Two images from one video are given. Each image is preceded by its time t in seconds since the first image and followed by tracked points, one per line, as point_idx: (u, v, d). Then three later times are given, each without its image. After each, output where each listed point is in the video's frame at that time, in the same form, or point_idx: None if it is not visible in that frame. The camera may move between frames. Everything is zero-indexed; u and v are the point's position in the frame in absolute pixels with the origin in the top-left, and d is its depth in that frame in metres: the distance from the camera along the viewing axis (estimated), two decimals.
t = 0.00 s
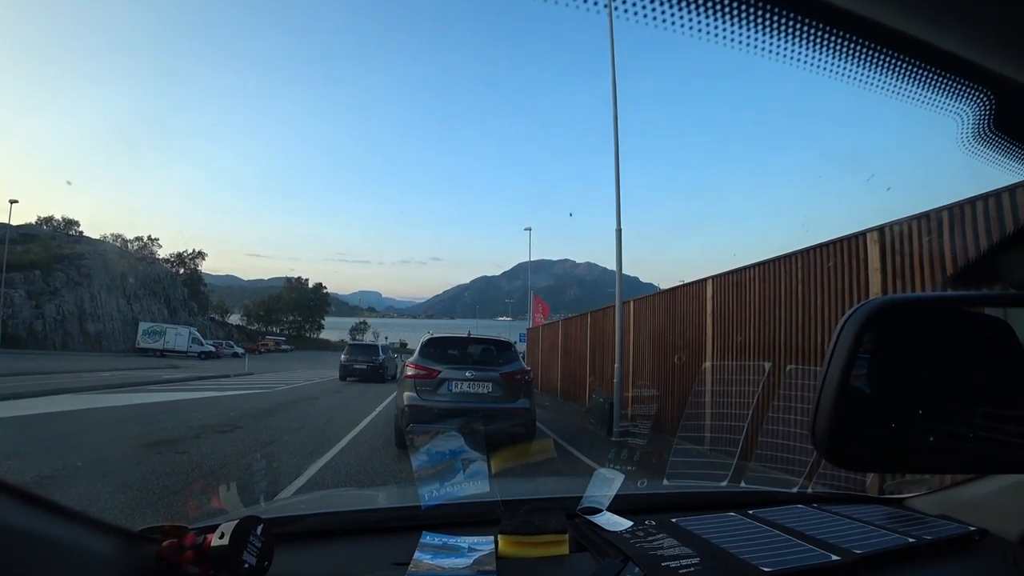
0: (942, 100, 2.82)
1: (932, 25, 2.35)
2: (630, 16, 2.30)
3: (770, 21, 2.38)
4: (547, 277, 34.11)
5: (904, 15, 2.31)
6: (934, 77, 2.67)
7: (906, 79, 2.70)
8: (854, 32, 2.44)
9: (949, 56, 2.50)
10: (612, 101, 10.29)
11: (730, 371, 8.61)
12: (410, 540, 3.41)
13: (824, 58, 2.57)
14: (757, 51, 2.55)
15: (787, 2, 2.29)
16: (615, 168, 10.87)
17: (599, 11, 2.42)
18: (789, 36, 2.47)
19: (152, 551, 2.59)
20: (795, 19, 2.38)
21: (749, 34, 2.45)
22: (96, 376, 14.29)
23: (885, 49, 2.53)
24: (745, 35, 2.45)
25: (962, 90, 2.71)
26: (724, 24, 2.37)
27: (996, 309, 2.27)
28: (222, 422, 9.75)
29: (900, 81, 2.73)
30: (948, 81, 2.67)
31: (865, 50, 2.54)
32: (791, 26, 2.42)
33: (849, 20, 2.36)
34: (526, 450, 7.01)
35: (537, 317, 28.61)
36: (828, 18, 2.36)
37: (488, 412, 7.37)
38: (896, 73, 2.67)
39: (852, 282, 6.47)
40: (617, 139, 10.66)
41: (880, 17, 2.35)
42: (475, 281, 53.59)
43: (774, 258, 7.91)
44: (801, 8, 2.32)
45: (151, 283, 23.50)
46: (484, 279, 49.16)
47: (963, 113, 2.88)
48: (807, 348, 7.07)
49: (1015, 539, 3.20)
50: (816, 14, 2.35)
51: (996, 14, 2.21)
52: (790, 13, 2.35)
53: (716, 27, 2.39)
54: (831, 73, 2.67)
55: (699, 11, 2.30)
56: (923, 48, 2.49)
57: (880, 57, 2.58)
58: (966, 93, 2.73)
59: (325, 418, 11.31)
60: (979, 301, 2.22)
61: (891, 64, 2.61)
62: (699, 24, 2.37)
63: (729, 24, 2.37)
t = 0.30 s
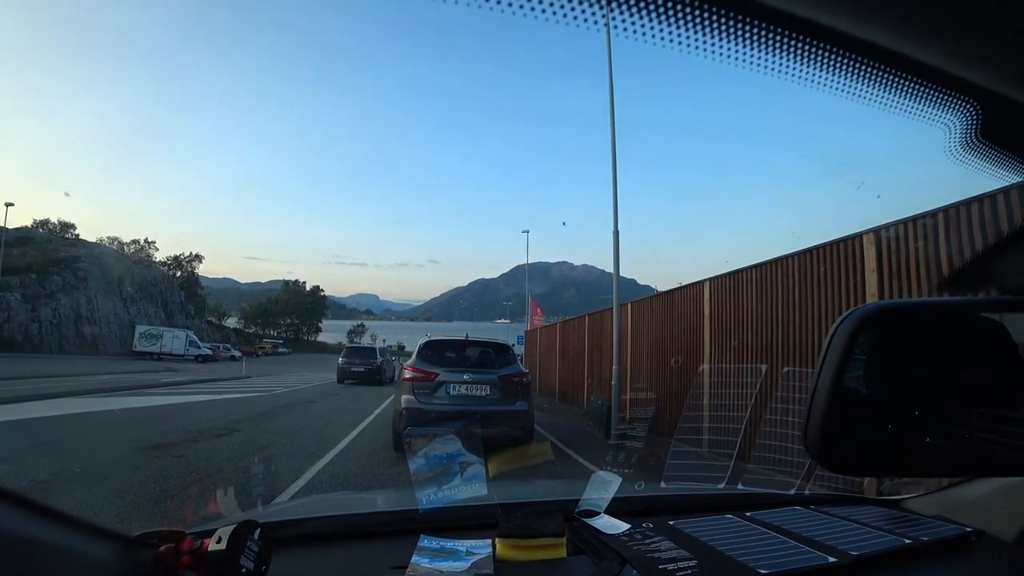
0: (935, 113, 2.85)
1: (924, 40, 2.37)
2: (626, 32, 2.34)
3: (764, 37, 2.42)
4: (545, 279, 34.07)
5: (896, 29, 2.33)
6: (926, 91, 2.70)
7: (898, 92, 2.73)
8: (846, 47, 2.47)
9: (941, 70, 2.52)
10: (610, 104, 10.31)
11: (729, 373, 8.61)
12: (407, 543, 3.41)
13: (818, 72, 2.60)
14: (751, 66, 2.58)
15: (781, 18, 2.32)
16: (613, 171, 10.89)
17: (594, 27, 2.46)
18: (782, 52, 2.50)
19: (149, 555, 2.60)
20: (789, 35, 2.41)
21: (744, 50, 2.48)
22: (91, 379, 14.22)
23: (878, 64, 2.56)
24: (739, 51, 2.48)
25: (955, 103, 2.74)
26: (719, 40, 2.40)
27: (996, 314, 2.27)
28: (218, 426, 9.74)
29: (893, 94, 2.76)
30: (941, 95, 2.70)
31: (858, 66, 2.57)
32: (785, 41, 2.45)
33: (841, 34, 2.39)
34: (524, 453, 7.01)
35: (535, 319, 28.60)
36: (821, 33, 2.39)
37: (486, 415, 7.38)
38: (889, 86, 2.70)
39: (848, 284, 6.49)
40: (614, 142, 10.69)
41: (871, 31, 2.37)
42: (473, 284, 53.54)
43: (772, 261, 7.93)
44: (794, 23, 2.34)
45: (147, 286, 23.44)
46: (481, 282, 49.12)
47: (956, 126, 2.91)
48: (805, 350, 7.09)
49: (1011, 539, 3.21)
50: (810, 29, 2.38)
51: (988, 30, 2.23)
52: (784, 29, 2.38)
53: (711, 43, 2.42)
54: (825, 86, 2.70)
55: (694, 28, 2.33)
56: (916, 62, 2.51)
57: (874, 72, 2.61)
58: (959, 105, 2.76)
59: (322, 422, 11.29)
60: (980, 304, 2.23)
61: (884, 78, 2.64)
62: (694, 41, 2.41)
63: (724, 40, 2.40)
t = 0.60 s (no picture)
0: (934, 109, 2.85)
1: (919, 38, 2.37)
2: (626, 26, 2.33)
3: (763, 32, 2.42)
4: (542, 281, 34.03)
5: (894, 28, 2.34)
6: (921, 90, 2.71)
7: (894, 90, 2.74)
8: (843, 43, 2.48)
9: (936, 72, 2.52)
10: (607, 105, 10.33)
11: (726, 374, 8.61)
12: (402, 544, 3.40)
13: (819, 68, 2.61)
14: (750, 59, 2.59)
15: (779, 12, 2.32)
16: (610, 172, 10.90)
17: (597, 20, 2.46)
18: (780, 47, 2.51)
19: (144, 555, 2.59)
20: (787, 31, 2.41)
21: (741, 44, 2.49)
22: (87, 381, 14.18)
23: (875, 60, 2.57)
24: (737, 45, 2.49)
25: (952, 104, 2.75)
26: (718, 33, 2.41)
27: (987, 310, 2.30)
28: (214, 427, 9.71)
29: (889, 88, 2.77)
30: (939, 91, 2.72)
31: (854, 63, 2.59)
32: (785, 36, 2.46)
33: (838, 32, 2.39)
34: (520, 454, 7.00)
35: (532, 321, 28.56)
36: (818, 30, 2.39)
37: (482, 416, 7.37)
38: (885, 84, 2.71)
39: (845, 285, 6.49)
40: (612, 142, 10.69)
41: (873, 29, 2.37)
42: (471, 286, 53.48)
43: (769, 261, 7.92)
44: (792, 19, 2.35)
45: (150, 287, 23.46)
46: (479, 283, 49.06)
47: (948, 124, 2.92)
48: (801, 351, 7.09)
49: (1007, 539, 3.21)
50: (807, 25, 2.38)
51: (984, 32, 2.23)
52: (783, 23, 2.39)
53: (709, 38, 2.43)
54: (821, 79, 2.72)
55: (694, 21, 2.34)
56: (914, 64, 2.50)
57: (872, 67, 2.62)
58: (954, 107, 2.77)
59: (318, 424, 11.27)
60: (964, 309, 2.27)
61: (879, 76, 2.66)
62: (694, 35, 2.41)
63: (723, 32, 2.41)
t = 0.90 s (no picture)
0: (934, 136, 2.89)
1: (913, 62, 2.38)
2: (621, 47, 2.35)
3: (755, 52, 2.45)
4: (541, 281, 34.04)
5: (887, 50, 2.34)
6: (913, 108, 2.73)
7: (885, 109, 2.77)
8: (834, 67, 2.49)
9: (928, 88, 2.54)
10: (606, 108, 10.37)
11: (722, 376, 8.65)
12: (397, 543, 3.43)
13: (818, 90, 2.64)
14: (742, 78, 2.62)
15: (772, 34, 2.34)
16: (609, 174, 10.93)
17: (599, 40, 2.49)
18: (771, 66, 2.53)
19: (140, 553, 2.62)
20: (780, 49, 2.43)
21: (733, 62, 2.51)
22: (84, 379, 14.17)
23: (868, 82, 2.58)
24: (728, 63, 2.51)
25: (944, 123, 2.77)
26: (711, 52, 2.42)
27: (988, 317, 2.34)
28: (211, 426, 9.73)
29: (891, 114, 2.80)
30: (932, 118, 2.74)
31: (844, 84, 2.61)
32: (777, 57, 2.48)
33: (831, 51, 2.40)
34: (516, 454, 7.03)
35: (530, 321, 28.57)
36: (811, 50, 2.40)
37: (480, 416, 7.40)
38: (877, 102, 2.73)
39: (842, 288, 6.55)
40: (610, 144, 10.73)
41: (866, 51, 2.37)
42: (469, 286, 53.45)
43: (767, 264, 7.96)
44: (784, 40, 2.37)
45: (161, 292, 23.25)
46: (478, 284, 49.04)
47: (953, 151, 2.95)
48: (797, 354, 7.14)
49: (997, 541, 3.24)
50: (799, 46, 2.39)
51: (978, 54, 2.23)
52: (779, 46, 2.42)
53: (702, 57, 2.45)
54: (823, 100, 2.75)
55: (688, 42, 2.35)
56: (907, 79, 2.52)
57: (868, 91, 2.65)
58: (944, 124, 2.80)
59: (315, 423, 11.28)
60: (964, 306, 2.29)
61: (871, 95, 2.68)
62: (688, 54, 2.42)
63: (716, 51, 2.43)
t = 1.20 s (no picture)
0: (940, 185, 2.82)
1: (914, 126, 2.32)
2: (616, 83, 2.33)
3: (754, 101, 2.41)
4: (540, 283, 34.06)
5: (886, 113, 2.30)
6: (910, 167, 2.69)
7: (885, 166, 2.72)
8: (835, 121, 2.45)
9: (926, 149, 2.49)
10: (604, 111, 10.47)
11: (720, 377, 8.71)
12: (392, 542, 3.49)
13: (837, 130, 2.50)
14: (758, 115, 2.49)
15: (770, 86, 2.30)
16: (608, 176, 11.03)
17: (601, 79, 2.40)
18: (772, 116, 2.49)
19: (136, 552, 2.67)
20: (776, 102, 2.39)
21: (733, 108, 2.48)
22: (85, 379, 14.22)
23: (871, 134, 2.50)
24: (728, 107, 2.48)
25: (936, 178, 2.74)
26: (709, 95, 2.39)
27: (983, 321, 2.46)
28: (210, 427, 9.78)
29: (900, 167, 2.71)
30: (936, 171, 2.67)
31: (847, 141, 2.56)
32: (777, 108, 2.44)
33: (829, 108, 2.36)
34: (512, 454, 7.08)
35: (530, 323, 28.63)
36: (809, 104, 2.36)
37: (477, 417, 7.45)
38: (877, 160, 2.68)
39: (837, 289, 6.63)
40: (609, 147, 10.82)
41: (868, 112, 2.32)
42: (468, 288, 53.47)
43: (763, 266, 8.04)
44: (782, 93, 2.33)
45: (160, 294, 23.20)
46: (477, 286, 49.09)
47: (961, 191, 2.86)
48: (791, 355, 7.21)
49: (989, 540, 3.30)
50: (798, 100, 2.35)
51: (976, 123, 2.19)
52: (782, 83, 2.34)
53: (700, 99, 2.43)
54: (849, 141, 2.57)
55: (681, 83, 2.32)
56: (903, 140, 2.47)
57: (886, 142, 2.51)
58: (938, 180, 2.76)
59: (314, 424, 11.34)
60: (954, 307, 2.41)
61: (872, 154, 2.63)
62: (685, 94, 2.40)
63: (711, 93, 2.37)
